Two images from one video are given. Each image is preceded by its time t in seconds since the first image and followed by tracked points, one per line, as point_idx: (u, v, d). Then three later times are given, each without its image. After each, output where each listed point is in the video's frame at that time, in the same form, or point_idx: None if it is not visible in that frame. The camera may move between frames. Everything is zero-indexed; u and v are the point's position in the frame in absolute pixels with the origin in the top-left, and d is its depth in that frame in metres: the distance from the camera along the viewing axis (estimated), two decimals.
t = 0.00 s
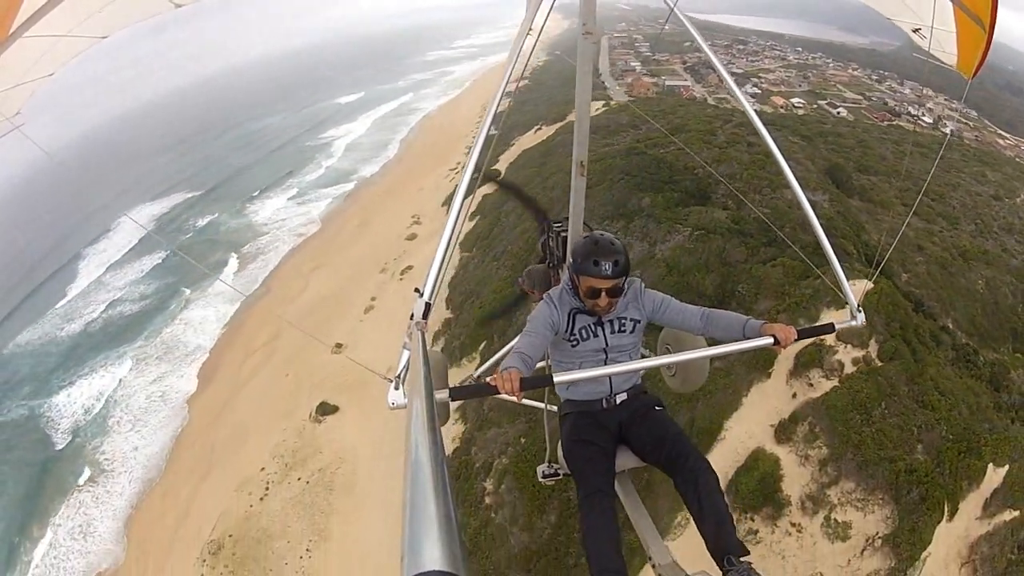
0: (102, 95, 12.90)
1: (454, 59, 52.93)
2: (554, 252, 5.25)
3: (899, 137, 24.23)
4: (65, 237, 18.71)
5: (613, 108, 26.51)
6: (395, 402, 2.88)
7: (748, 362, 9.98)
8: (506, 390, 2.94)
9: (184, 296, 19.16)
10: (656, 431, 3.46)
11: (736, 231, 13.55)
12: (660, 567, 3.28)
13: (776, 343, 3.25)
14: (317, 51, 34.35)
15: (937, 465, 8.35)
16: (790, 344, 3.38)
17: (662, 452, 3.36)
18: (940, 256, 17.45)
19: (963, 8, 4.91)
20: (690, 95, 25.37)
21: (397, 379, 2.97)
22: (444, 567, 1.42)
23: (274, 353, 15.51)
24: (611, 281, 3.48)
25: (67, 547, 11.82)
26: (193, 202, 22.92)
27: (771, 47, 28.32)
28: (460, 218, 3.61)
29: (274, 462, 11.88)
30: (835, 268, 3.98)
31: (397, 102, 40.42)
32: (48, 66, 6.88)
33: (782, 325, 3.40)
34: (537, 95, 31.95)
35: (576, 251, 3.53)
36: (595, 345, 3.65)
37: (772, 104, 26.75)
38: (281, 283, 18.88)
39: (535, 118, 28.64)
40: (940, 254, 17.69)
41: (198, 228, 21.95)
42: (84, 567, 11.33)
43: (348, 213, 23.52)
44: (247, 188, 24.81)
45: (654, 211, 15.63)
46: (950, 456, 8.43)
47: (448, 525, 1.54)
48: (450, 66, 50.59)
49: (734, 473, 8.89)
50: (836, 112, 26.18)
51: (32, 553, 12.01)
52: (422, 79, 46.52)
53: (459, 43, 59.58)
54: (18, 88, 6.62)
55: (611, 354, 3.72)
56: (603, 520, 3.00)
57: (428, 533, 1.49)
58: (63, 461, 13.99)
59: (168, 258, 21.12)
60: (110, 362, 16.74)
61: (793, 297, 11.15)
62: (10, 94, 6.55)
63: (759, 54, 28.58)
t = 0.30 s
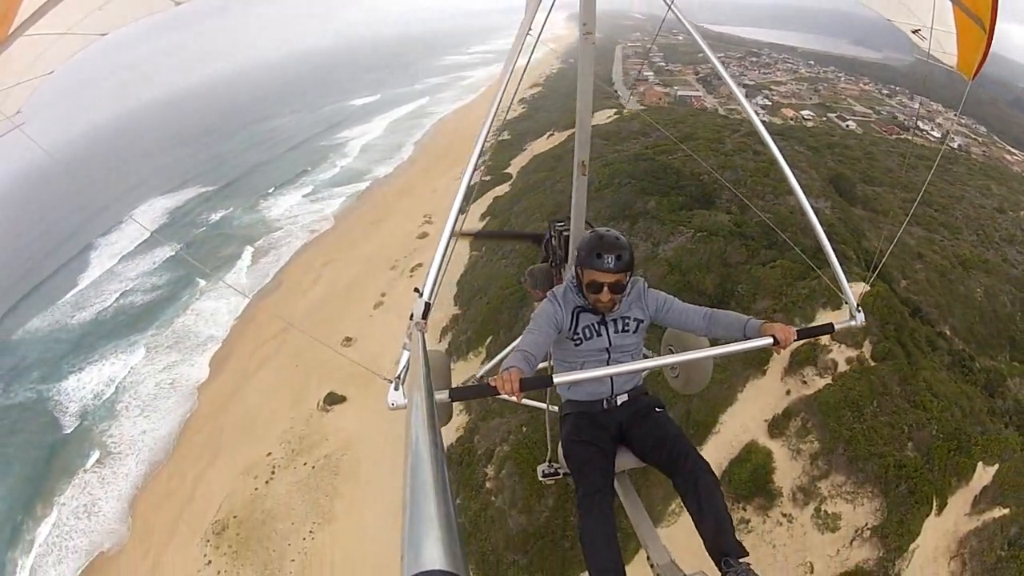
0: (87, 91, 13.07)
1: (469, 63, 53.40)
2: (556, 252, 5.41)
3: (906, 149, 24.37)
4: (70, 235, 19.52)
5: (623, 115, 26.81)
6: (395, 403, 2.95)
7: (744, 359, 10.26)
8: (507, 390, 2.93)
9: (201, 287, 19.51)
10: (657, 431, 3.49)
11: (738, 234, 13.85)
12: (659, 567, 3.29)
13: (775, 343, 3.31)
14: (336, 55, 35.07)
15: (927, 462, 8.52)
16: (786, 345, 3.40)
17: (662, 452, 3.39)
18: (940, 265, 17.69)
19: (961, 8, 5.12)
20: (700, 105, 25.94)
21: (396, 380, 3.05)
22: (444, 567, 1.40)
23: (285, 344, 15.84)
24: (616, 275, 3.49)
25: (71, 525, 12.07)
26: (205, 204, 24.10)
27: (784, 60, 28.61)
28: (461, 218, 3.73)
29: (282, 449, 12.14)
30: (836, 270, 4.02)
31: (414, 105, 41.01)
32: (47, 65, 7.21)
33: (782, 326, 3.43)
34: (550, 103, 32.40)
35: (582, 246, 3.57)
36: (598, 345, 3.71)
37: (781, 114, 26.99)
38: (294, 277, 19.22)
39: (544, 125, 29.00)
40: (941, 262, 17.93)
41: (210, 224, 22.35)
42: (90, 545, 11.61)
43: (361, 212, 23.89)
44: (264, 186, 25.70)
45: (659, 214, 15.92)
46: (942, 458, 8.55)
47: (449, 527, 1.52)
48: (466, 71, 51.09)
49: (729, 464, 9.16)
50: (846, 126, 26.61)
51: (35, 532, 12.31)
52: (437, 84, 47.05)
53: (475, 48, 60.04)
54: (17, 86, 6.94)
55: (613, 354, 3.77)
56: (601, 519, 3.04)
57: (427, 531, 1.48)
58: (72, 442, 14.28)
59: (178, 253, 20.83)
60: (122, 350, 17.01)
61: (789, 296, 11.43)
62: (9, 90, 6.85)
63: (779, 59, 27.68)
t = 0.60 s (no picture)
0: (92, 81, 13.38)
1: (483, 67, 53.82)
2: (562, 250, 5.29)
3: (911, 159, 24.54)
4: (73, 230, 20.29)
5: (634, 121, 27.10)
6: (395, 403, 2.75)
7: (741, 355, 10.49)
8: (507, 389, 2.84)
9: (213, 276, 19.76)
10: (659, 430, 3.39)
11: (740, 236, 14.07)
12: (661, 564, 3.25)
13: (775, 342, 3.26)
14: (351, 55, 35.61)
15: (916, 457, 8.68)
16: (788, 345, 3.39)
17: (664, 450, 3.29)
18: (938, 272, 17.88)
19: (962, 8, 5.22)
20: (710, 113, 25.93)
21: (396, 380, 2.86)
22: (445, 568, 1.42)
23: (294, 333, 16.05)
24: (623, 270, 3.48)
25: (74, 503, 12.32)
26: (217, 201, 25.05)
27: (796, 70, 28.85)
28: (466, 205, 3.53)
29: (288, 433, 12.28)
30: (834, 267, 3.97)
31: (428, 107, 41.48)
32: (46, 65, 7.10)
33: (782, 325, 3.40)
34: (562, 109, 32.75)
35: (590, 241, 3.56)
36: (603, 343, 3.65)
37: (790, 125, 26.74)
38: (306, 270, 19.51)
39: (554, 128, 29.30)
40: (939, 269, 18.13)
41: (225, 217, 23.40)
42: (93, 522, 11.84)
43: (372, 209, 24.14)
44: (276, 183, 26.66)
45: (662, 215, 16.15)
46: (930, 450, 8.76)
47: (450, 528, 1.53)
48: (479, 74, 51.52)
49: (721, 455, 9.39)
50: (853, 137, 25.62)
51: (39, 509, 12.59)
52: (450, 87, 47.46)
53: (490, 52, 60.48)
54: (15, 87, 6.84)
55: (618, 352, 3.71)
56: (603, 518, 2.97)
57: (428, 529, 1.50)
58: (79, 423, 14.55)
59: (189, 243, 21.71)
60: (133, 334, 17.27)
61: (787, 295, 11.63)
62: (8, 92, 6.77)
63: (784, 78, 29.61)
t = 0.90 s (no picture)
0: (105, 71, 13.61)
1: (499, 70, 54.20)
2: (560, 251, 5.20)
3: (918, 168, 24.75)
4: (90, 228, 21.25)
5: (645, 125, 27.40)
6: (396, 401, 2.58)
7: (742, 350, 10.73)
8: (507, 389, 2.69)
9: (230, 268, 20.25)
10: (655, 430, 3.22)
11: (745, 236, 14.31)
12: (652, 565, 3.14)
13: (775, 342, 3.08)
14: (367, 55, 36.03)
15: (911, 449, 8.90)
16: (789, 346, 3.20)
17: (660, 451, 3.13)
18: (940, 277, 18.08)
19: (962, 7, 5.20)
20: (722, 120, 26.16)
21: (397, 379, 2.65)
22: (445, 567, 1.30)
23: (306, 323, 16.41)
24: (618, 265, 3.26)
25: (84, 482, 12.62)
26: (233, 197, 25.70)
27: (808, 80, 29.15)
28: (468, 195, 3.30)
29: (300, 417, 12.58)
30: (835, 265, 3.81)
31: (442, 108, 41.85)
32: (47, 64, 6.85)
33: (782, 325, 3.20)
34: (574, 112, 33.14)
35: (586, 239, 3.34)
36: (600, 343, 3.44)
37: (802, 133, 26.86)
38: (321, 263, 19.87)
39: (565, 132, 29.71)
40: (941, 275, 18.32)
41: (242, 212, 23.95)
42: (104, 499, 12.14)
43: (386, 205, 24.50)
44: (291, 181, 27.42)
45: (669, 215, 16.39)
46: (922, 442, 8.98)
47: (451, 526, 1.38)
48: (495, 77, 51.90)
49: (720, 442, 9.63)
50: (863, 144, 25.66)
51: (48, 487, 12.89)
52: (466, 89, 47.86)
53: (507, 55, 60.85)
54: (17, 85, 6.62)
55: (616, 353, 3.50)
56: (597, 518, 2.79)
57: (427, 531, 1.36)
58: (93, 404, 14.88)
59: (205, 235, 22.26)
60: (148, 321, 17.60)
61: (788, 293, 11.86)
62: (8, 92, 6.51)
63: (797, 86, 28.95)
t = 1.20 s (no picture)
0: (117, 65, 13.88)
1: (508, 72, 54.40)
2: (559, 251, 5.12)
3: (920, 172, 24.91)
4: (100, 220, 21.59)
5: (651, 126, 27.60)
6: (395, 401, 2.66)
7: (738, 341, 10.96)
8: (507, 390, 2.75)
9: (240, 258, 20.50)
10: (657, 430, 3.28)
11: (745, 233, 14.53)
12: (658, 564, 3.26)
13: (774, 342, 3.14)
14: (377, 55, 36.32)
15: (900, 437, 9.09)
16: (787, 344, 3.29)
17: (662, 451, 3.18)
18: (937, 278, 18.25)
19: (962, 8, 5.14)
20: (728, 123, 26.02)
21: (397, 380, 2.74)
22: (445, 567, 1.51)
23: (313, 315, 16.67)
24: (620, 263, 3.30)
25: (90, 465, 12.93)
26: (242, 192, 26.12)
27: (816, 87, 29.76)
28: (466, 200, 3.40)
29: (306, 404, 12.81)
30: (832, 265, 3.93)
31: (451, 109, 42.10)
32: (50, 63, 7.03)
33: (781, 325, 3.28)
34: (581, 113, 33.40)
35: (587, 237, 3.38)
36: (601, 343, 3.49)
37: (806, 138, 26.63)
38: (328, 256, 20.11)
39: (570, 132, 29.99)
40: (938, 275, 18.50)
41: (251, 207, 24.25)
42: (110, 481, 12.41)
43: (394, 202, 24.75)
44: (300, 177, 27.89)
45: (670, 212, 16.61)
46: (912, 432, 9.16)
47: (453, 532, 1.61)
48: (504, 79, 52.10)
49: (714, 428, 9.88)
50: (867, 151, 25.98)
51: (55, 469, 13.15)
52: (475, 90, 48.08)
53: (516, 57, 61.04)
54: (17, 87, 6.73)
55: (617, 353, 3.54)
56: (602, 519, 2.83)
57: (429, 535, 1.57)
58: (102, 390, 15.14)
59: (216, 228, 22.64)
60: (158, 310, 17.88)
61: (784, 286, 12.08)
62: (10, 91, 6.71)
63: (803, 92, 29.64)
